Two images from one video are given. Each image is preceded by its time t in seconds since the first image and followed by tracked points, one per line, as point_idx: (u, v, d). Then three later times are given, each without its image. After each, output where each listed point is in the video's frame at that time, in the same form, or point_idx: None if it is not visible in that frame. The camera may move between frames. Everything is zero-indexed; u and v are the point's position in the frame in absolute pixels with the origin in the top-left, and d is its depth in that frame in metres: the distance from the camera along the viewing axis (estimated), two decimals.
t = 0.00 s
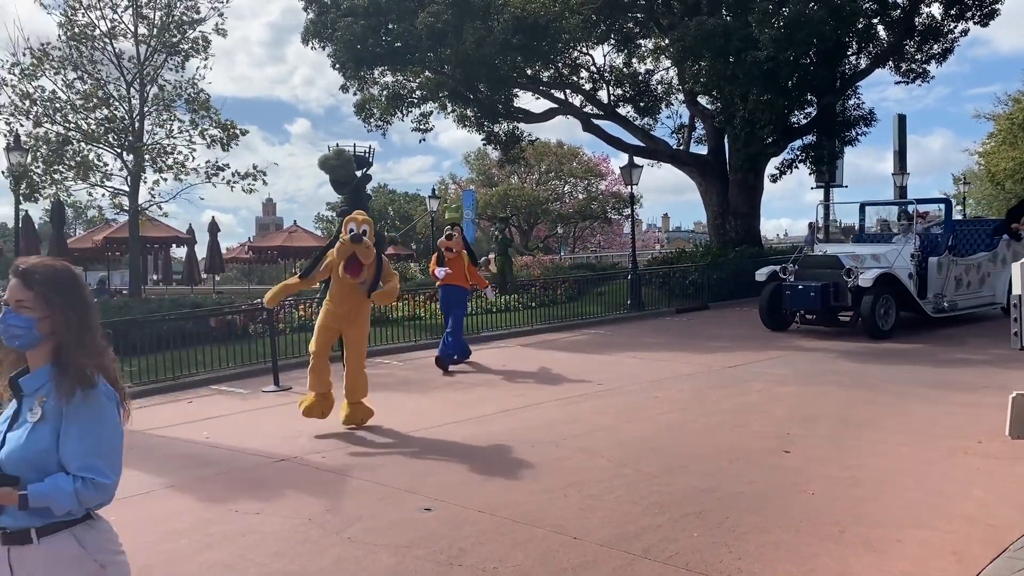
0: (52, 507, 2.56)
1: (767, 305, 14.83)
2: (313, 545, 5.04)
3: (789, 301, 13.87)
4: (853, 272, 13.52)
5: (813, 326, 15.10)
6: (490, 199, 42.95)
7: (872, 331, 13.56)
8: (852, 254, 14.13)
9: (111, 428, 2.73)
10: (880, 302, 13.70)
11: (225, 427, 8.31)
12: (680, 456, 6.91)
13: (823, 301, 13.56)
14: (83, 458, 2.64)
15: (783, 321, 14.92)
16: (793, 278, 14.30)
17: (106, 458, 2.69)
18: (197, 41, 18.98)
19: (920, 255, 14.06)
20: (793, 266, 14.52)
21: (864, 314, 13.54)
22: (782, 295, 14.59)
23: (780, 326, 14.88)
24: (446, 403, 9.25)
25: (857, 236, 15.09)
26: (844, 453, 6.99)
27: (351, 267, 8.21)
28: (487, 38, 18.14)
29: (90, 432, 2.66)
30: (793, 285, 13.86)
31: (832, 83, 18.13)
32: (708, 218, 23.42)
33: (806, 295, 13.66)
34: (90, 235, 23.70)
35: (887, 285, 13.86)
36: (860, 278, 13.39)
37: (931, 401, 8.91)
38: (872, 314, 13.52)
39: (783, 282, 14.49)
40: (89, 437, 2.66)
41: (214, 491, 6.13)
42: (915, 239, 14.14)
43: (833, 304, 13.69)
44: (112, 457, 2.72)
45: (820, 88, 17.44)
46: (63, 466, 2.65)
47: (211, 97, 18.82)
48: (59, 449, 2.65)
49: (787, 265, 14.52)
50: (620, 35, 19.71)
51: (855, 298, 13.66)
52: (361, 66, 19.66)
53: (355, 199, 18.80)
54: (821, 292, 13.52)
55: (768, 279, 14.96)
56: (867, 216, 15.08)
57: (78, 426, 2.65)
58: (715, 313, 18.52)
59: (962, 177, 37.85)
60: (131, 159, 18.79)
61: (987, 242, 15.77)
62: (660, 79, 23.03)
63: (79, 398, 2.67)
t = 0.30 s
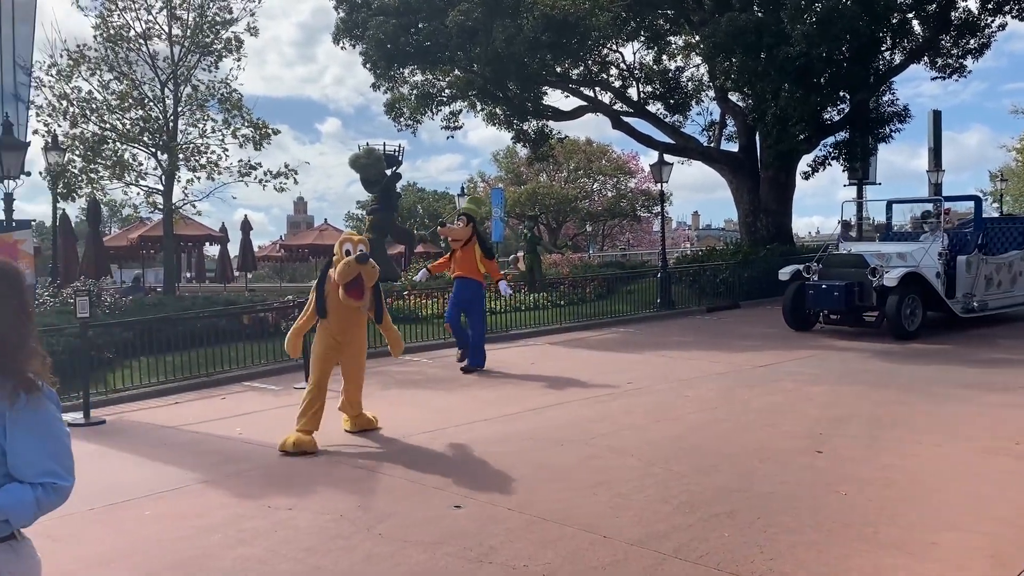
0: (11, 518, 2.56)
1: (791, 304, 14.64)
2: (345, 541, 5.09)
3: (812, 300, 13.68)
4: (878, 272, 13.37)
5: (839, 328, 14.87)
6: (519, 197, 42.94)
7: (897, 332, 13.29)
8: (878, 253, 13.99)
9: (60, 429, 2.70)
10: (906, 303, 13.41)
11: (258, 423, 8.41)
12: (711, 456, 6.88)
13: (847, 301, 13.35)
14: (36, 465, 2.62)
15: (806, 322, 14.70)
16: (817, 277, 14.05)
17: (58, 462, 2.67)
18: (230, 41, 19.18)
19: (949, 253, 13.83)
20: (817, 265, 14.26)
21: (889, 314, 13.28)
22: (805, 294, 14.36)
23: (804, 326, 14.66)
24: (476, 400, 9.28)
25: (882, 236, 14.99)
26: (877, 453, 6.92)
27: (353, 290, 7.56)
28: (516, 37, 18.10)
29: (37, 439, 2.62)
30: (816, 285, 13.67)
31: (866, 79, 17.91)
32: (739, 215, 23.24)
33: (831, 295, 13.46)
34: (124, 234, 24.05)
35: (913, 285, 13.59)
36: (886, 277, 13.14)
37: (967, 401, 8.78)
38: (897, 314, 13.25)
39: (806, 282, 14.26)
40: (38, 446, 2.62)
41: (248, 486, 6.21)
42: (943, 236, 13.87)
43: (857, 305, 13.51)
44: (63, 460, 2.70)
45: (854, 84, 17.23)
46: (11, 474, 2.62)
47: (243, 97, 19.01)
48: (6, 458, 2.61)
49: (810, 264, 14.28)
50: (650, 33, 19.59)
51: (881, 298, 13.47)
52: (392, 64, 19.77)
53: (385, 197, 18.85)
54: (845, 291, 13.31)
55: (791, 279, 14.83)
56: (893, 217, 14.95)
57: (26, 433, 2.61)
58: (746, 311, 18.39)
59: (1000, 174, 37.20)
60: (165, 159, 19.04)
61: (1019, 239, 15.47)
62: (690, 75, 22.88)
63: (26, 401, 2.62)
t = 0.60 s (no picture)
0: None
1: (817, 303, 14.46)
2: (378, 536, 5.13)
3: (837, 299, 13.50)
4: (906, 269, 13.09)
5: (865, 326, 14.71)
6: (549, 195, 42.90)
7: (926, 331, 13.03)
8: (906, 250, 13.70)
9: (10, 444, 2.63)
10: (934, 302, 13.14)
11: (292, 418, 8.49)
12: (744, 455, 6.83)
13: (873, 300, 13.16)
14: None
15: (833, 322, 14.53)
16: (842, 276, 13.82)
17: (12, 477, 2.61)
18: (264, 41, 19.36)
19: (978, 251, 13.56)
20: (843, 263, 14.05)
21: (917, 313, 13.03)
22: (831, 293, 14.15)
23: (830, 326, 14.50)
24: (508, 398, 9.29)
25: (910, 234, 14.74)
26: (913, 454, 6.82)
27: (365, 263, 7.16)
28: (547, 33, 18.06)
29: None
30: (842, 283, 13.44)
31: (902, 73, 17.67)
32: (772, 213, 23.02)
33: (856, 294, 13.27)
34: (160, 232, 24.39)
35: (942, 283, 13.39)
36: (913, 276, 12.94)
37: (1005, 401, 8.63)
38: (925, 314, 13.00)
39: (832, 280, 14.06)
40: None
41: (284, 481, 6.27)
42: (974, 234, 13.69)
43: (884, 303, 13.34)
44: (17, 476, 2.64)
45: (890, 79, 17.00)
46: None
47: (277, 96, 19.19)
48: None
49: (836, 263, 14.05)
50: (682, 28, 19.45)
51: (908, 297, 13.26)
52: (424, 62, 19.86)
53: (416, 195, 18.66)
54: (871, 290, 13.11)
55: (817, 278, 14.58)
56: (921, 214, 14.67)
57: None
58: (779, 309, 18.22)
59: None
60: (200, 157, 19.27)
61: None
62: (723, 71, 22.70)
63: None
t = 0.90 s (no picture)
0: None
1: (844, 300, 14.12)
2: (413, 531, 5.15)
3: (865, 297, 13.36)
4: (936, 267, 12.86)
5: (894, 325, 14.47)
6: (582, 190, 42.78)
7: (957, 330, 12.80)
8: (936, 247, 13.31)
9: None
10: (965, 300, 12.98)
11: (326, 413, 8.56)
12: (780, 452, 6.77)
13: (902, 299, 12.93)
14: None
15: (862, 321, 14.22)
16: (872, 274, 13.60)
17: None
18: (299, 39, 19.51)
19: (1013, 248, 13.31)
20: (871, 261, 13.81)
21: (947, 312, 12.83)
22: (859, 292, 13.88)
23: (858, 324, 14.19)
24: (541, 394, 9.28)
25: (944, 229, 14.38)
26: (954, 453, 6.70)
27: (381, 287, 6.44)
28: (580, 29, 18.00)
29: None
30: (869, 281, 13.31)
31: (942, 66, 17.36)
32: (808, 208, 22.75)
33: (884, 292, 13.07)
34: (197, 229, 24.70)
35: (974, 280, 13.20)
36: (943, 274, 12.70)
37: None
38: (956, 312, 12.80)
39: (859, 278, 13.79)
40: None
41: (318, 475, 6.32)
42: (1007, 231, 13.34)
43: (913, 302, 13.03)
44: None
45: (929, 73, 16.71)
46: None
47: (311, 93, 19.33)
48: None
49: (864, 259, 13.80)
50: (716, 23, 19.29)
51: (938, 295, 13.01)
52: (456, 59, 19.92)
53: (448, 190, 18.78)
54: (899, 288, 12.89)
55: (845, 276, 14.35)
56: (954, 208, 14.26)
57: None
58: (816, 307, 17.98)
59: None
60: (236, 155, 19.47)
61: None
62: (757, 65, 22.47)
63: None
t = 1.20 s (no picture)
0: None
1: (873, 298, 13.82)
2: (447, 525, 5.20)
3: (893, 295, 13.06)
4: (967, 264, 12.61)
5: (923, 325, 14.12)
6: (615, 185, 42.64)
7: (987, 328, 12.48)
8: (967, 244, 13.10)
9: None
10: (998, 298, 12.65)
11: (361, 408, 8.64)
12: (815, 450, 6.72)
13: (931, 296, 12.66)
14: None
15: (890, 319, 13.85)
16: (899, 271, 13.33)
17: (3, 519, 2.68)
18: (334, 37, 19.65)
19: None
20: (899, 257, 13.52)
21: (978, 310, 12.51)
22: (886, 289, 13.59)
23: (886, 322, 13.84)
24: (574, 390, 9.28)
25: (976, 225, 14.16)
26: (994, 453, 6.59)
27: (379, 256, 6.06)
28: (614, 24, 17.92)
29: None
30: (897, 279, 13.04)
31: (984, 58, 17.02)
32: (845, 204, 22.46)
33: (912, 290, 12.81)
34: (234, 225, 25.03)
35: (1006, 278, 12.89)
36: (973, 272, 12.44)
37: None
38: (987, 310, 12.47)
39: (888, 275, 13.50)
40: None
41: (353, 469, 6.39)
42: None
43: (943, 300, 12.79)
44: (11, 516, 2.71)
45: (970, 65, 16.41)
46: None
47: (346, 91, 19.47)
48: None
49: (892, 256, 13.52)
50: (752, 16, 19.10)
51: (970, 292, 12.78)
52: (489, 55, 19.94)
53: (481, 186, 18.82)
54: (928, 286, 12.63)
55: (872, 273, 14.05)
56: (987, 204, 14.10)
57: None
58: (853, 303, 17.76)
59: None
60: (272, 152, 19.69)
61: None
62: (794, 59, 22.22)
63: None
